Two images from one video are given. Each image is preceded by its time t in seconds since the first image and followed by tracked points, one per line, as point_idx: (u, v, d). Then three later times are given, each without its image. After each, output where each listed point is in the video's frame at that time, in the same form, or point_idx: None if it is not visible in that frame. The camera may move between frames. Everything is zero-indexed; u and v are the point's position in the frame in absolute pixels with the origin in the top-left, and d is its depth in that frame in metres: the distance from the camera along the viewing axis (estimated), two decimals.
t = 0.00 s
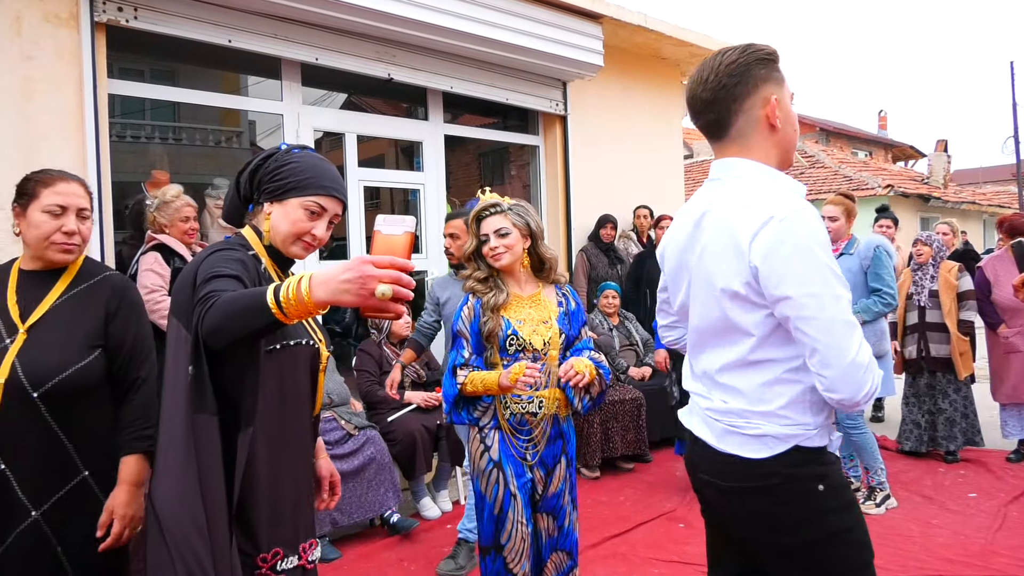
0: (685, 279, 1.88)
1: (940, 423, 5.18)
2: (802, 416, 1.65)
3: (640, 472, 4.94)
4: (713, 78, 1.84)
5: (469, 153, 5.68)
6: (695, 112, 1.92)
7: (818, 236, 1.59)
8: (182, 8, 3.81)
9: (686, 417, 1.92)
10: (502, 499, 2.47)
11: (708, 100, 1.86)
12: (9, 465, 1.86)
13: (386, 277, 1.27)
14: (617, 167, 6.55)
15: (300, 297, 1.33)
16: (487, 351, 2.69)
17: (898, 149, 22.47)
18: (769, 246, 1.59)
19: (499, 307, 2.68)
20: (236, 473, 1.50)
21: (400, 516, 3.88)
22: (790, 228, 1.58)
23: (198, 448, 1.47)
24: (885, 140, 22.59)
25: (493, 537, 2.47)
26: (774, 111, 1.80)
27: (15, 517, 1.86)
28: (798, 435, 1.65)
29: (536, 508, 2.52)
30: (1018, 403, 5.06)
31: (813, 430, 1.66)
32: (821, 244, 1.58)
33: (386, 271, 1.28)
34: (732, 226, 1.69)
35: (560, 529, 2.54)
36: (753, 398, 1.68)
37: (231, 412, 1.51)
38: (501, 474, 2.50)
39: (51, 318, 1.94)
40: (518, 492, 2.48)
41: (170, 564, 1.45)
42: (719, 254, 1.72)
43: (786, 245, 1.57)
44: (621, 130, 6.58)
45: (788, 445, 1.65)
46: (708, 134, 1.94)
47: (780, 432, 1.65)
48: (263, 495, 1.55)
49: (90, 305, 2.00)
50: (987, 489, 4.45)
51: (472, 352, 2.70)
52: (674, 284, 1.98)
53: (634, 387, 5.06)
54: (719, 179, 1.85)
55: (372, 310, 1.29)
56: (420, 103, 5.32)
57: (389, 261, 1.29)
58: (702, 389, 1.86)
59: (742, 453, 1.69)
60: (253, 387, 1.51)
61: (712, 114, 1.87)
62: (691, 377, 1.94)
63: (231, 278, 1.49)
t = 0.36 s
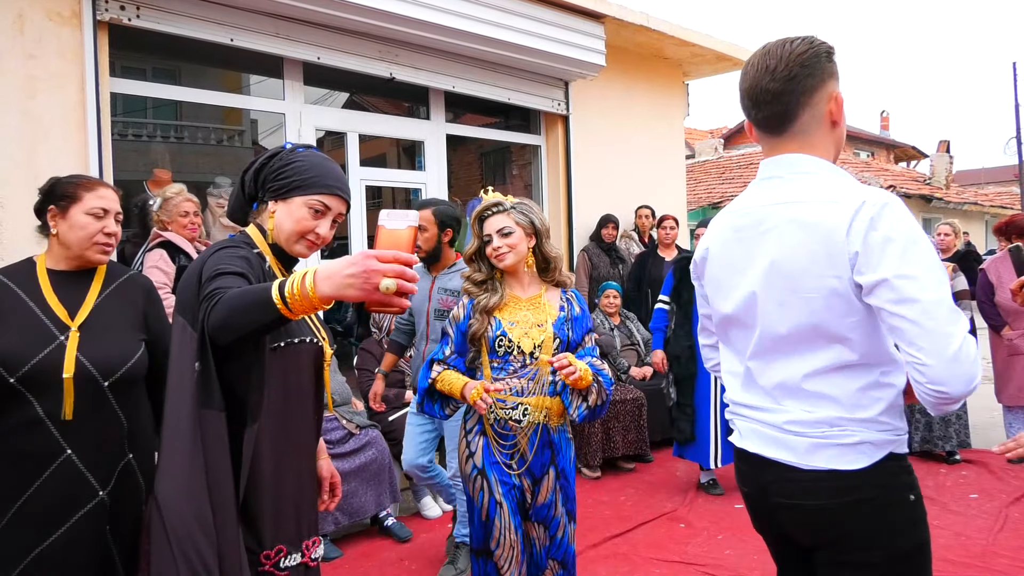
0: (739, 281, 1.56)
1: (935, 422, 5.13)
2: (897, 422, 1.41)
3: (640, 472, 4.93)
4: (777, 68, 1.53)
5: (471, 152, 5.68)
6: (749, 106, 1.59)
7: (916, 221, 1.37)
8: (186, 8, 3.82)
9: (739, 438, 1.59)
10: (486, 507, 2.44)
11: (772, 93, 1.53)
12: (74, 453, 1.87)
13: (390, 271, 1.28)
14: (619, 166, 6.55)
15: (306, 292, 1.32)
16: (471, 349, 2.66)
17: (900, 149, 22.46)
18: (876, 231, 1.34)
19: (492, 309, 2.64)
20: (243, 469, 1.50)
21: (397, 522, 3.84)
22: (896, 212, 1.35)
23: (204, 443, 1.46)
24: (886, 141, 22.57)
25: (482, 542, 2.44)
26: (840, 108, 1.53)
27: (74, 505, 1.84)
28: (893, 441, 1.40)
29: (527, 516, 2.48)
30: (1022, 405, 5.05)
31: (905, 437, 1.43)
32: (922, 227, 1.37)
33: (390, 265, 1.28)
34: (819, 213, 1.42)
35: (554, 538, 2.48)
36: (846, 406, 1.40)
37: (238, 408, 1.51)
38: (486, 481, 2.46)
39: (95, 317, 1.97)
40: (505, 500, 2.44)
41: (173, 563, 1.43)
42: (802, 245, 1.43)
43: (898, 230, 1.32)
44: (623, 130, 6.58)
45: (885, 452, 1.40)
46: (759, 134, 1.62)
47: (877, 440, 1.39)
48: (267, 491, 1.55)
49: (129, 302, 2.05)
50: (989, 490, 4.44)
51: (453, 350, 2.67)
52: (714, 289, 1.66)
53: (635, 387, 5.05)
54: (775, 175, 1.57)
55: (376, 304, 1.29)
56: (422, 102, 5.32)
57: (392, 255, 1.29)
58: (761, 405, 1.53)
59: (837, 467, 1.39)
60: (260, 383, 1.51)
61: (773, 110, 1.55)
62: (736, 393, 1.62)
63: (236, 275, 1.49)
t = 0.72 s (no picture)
0: (783, 265, 1.51)
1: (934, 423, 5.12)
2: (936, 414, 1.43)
3: (640, 471, 4.93)
4: (826, 46, 1.51)
5: (471, 151, 5.68)
6: (791, 83, 1.57)
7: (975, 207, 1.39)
8: (185, 6, 3.81)
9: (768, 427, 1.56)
10: (481, 509, 2.43)
11: (820, 70, 1.51)
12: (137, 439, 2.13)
13: (388, 266, 1.27)
14: (619, 165, 6.54)
15: (304, 288, 1.32)
16: (469, 355, 2.64)
17: (900, 149, 22.43)
18: (948, 214, 1.34)
19: (486, 313, 2.62)
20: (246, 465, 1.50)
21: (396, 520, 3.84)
22: (963, 196, 1.35)
23: (207, 438, 1.46)
24: (886, 140, 22.54)
25: (474, 543, 2.44)
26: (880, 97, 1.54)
27: (147, 486, 2.11)
28: (932, 435, 1.42)
29: (524, 525, 2.41)
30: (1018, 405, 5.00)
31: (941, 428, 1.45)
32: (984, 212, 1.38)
33: (388, 260, 1.28)
34: (883, 195, 1.40)
35: (553, 549, 2.39)
36: (895, 398, 1.39)
37: (241, 404, 1.52)
38: (480, 482, 2.45)
39: (140, 310, 2.23)
40: (500, 504, 2.42)
41: (174, 562, 1.43)
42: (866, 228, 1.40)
43: (971, 211, 1.33)
44: (623, 129, 6.57)
45: (926, 447, 1.41)
46: (795, 115, 1.60)
47: (922, 434, 1.40)
48: (269, 488, 1.55)
49: (169, 296, 2.31)
50: (988, 490, 4.44)
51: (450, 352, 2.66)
52: (745, 273, 1.61)
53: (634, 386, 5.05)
54: (815, 159, 1.54)
55: (375, 298, 1.28)
56: (422, 101, 5.32)
57: (391, 250, 1.28)
58: (800, 393, 1.49)
59: (883, 459, 1.39)
60: (263, 378, 1.52)
61: (817, 88, 1.53)
62: (764, 383, 1.58)
63: (236, 272, 1.48)
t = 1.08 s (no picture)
0: (798, 265, 1.51)
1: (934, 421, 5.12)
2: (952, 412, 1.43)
3: (640, 470, 4.93)
4: (834, 40, 1.51)
5: (471, 150, 5.68)
6: (798, 80, 1.56)
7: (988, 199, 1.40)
8: (185, 6, 3.81)
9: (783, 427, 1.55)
10: (497, 510, 2.43)
11: (827, 65, 1.51)
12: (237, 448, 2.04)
13: (382, 262, 1.29)
14: (618, 164, 6.54)
15: (298, 285, 1.32)
16: (483, 352, 2.62)
17: (900, 148, 22.39)
18: (966, 210, 1.34)
19: (497, 310, 2.61)
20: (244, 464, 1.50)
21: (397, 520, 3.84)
22: (979, 191, 1.36)
23: (204, 436, 1.46)
24: (886, 139, 22.50)
25: (487, 544, 2.43)
26: (887, 95, 1.54)
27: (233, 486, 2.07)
28: (949, 432, 1.42)
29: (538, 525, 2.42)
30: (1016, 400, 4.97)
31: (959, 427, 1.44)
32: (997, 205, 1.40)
33: (382, 256, 1.30)
34: (899, 193, 1.40)
35: (566, 550, 2.39)
36: (912, 394, 1.40)
37: (239, 402, 1.51)
38: (499, 485, 2.44)
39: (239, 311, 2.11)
40: (518, 505, 2.43)
41: (175, 560, 1.43)
42: (884, 226, 1.40)
43: (989, 204, 1.34)
44: (622, 128, 6.57)
45: (942, 445, 1.41)
46: (802, 112, 1.60)
47: (939, 431, 1.40)
48: (270, 485, 1.55)
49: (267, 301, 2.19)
50: (988, 489, 4.44)
51: (463, 355, 2.65)
52: (757, 273, 1.60)
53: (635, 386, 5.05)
54: (826, 157, 1.54)
55: (369, 294, 1.30)
56: (422, 100, 5.31)
57: (384, 246, 1.30)
58: (815, 393, 1.49)
59: (900, 457, 1.39)
60: (261, 376, 1.52)
61: (826, 85, 1.52)
62: (777, 383, 1.58)
63: (233, 272, 1.48)
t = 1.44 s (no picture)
0: (794, 255, 1.52)
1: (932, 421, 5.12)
2: (950, 396, 1.44)
3: (638, 470, 4.93)
4: (803, 61, 1.48)
5: (469, 150, 5.68)
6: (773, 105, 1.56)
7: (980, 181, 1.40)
8: (183, 6, 3.81)
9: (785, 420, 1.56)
10: (503, 521, 2.37)
11: (802, 88, 1.49)
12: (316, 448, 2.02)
13: (372, 261, 1.29)
14: (616, 165, 6.55)
15: (288, 284, 1.33)
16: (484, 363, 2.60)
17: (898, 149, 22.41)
18: (958, 195, 1.35)
19: (499, 316, 2.59)
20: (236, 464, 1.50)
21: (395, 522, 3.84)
22: (973, 172, 1.37)
23: (197, 435, 1.46)
24: (884, 139, 22.52)
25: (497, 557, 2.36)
26: (865, 95, 1.52)
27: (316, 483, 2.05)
28: (948, 425, 1.42)
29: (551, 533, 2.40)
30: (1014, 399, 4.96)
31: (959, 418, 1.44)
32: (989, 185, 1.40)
33: (371, 255, 1.29)
34: (893, 177, 1.41)
35: (576, 552, 2.39)
36: (912, 382, 1.40)
37: (231, 403, 1.51)
38: (502, 494, 2.42)
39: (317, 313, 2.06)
40: (520, 515, 2.36)
41: (169, 562, 1.42)
42: (878, 212, 1.41)
43: (980, 186, 1.35)
44: (620, 128, 6.58)
45: (940, 441, 1.41)
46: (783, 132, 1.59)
47: (937, 426, 1.40)
48: (262, 484, 1.56)
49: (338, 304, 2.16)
50: (986, 489, 4.44)
51: (467, 359, 2.61)
52: (757, 264, 1.61)
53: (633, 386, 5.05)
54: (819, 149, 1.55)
55: (359, 293, 1.30)
56: (419, 100, 5.32)
57: (374, 245, 1.30)
58: (814, 384, 1.50)
59: (894, 451, 1.39)
60: (252, 376, 1.52)
61: (803, 108, 1.52)
62: (778, 375, 1.59)
63: (224, 273, 1.48)
